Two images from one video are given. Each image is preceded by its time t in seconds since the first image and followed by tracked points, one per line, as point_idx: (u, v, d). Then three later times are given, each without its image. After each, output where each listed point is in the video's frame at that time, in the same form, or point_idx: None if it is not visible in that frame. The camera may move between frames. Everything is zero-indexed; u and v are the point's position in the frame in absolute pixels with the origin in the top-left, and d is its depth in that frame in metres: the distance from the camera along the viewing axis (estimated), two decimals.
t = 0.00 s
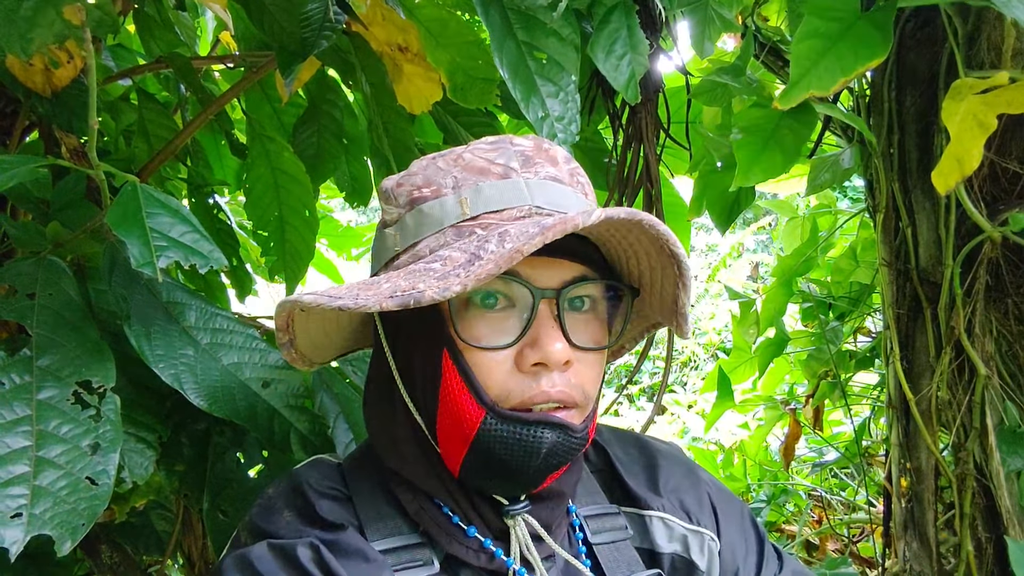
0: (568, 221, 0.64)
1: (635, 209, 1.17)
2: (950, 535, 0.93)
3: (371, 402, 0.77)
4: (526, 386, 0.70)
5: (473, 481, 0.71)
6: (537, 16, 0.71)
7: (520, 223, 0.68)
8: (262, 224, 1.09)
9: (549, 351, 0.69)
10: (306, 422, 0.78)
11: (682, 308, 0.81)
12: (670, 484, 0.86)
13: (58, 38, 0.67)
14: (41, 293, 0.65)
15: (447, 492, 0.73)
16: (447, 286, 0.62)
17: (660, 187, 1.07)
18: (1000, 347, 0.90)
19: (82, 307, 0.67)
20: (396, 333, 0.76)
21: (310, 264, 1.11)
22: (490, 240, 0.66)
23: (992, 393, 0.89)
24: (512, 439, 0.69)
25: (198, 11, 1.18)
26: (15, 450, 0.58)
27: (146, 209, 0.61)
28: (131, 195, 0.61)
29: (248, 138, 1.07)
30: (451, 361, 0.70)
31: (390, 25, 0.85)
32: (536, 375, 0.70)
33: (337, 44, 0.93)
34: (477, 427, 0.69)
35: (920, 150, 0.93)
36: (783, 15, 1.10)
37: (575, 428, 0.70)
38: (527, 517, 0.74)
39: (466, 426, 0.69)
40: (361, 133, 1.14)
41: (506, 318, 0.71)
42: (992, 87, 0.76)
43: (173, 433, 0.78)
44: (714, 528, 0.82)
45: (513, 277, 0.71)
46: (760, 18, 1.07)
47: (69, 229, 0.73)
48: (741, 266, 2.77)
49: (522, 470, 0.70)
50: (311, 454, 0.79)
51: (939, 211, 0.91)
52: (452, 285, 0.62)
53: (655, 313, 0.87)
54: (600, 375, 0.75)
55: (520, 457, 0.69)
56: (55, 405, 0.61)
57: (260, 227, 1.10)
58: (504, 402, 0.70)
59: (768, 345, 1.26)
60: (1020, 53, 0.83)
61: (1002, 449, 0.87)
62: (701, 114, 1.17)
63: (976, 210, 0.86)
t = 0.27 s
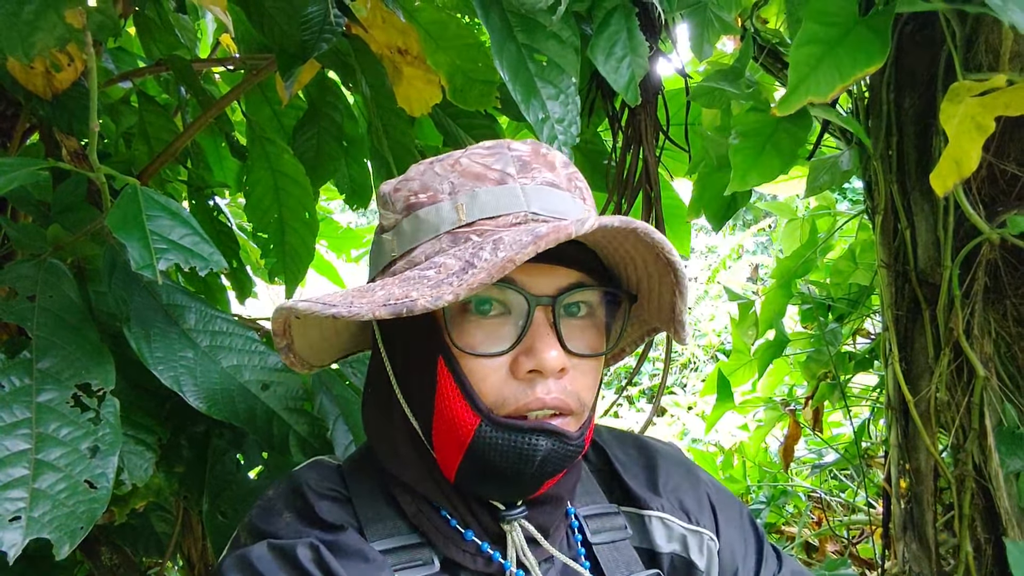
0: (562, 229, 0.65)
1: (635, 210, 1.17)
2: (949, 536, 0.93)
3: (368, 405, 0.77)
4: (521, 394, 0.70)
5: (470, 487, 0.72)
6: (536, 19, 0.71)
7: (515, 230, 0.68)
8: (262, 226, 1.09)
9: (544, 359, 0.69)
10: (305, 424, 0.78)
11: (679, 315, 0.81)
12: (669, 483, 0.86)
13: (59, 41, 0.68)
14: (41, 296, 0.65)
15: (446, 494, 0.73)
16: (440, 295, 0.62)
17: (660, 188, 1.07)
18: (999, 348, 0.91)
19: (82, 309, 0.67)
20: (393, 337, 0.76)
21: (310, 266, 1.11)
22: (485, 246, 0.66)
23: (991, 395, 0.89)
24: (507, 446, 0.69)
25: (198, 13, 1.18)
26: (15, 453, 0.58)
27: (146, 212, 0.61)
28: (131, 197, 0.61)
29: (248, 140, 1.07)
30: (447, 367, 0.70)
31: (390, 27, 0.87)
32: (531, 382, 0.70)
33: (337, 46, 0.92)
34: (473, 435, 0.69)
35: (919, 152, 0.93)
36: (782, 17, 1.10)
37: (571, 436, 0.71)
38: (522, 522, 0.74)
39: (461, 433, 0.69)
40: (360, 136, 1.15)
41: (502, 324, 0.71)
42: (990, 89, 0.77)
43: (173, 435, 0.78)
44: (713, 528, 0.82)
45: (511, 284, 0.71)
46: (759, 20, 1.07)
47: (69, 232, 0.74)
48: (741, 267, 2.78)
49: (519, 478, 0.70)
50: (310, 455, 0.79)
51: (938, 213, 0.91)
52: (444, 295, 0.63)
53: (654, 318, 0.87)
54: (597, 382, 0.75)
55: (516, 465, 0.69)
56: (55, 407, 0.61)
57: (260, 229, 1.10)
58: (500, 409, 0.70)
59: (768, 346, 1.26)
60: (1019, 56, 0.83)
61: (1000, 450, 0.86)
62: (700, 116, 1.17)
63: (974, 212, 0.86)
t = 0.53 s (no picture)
0: (560, 231, 0.65)
1: (635, 211, 1.18)
2: (950, 537, 0.93)
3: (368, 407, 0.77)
4: (521, 395, 0.70)
5: (468, 490, 0.72)
6: (536, 20, 0.71)
7: (514, 233, 0.68)
8: (262, 227, 1.09)
9: (543, 361, 0.69)
10: (306, 425, 0.78)
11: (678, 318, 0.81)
12: (670, 482, 0.86)
13: (59, 42, 0.68)
14: (41, 297, 0.65)
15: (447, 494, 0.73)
16: (437, 298, 0.63)
17: (660, 189, 1.07)
18: (999, 348, 0.91)
19: (83, 310, 0.67)
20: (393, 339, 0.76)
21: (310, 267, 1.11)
22: (483, 249, 0.66)
23: (991, 395, 0.89)
24: (505, 450, 0.69)
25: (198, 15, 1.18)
26: (15, 454, 0.58)
27: (147, 213, 0.61)
28: (132, 199, 0.61)
29: (249, 142, 1.07)
30: (446, 370, 0.70)
31: (390, 28, 0.88)
32: (530, 385, 0.70)
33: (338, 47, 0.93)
34: (471, 438, 0.69)
35: (919, 153, 0.93)
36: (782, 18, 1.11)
37: (569, 439, 0.71)
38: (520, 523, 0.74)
39: (460, 435, 0.69)
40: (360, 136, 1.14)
41: (500, 327, 0.71)
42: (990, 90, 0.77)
43: (174, 436, 0.78)
44: (714, 527, 0.82)
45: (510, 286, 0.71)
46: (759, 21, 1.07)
47: (69, 233, 0.74)
48: (741, 268, 2.78)
49: (516, 480, 0.70)
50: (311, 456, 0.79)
51: (938, 214, 0.91)
52: (442, 297, 0.63)
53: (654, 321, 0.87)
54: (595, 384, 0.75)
55: (513, 468, 0.69)
56: (56, 408, 0.61)
57: (260, 230, 1.10)
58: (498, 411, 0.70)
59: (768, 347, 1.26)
60: (1018, 56, 0.84)
61: (1000, 452, 0.88)
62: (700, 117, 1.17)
63: (974, 213, 0.86)
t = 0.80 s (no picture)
0: (564, 233, 0.65)
1: (634, 211, 1.17)
2: (950, 538, 0.92)
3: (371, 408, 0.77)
4: (521, 396, 0.70)
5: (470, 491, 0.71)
6: (536, 18, 0.71)
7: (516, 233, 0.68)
8: (261, 227, 1.09)
9: (545, 362, 0.69)
10: (305, 425, 0.77)
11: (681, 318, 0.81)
12: (670, 482, 0.85)
13: (56, 41, 0.67)
14: (38, 296, 0.65)
15: (448, 495, 0.73)
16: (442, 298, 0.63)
17: (660, 189, 1.07)
18: (1000, 349, 0.90)
19: (80, 309, 0.67)
20: (396, 340, 0.76)
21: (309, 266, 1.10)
22: (486, 249, 0.66)
23: (992, 395, 0.89)
24: (506, 451, 0.69)
25: (196, 13, 1.18)
26: (12, 454, 0.58)
27: (145, 211, 0.61)
28: (130, 197, 0.61)
29: (247, 141, 1.07)
30: (449, 371, 0.70)
31: (390, 27, 0.86)
32: (532, 386, 0.69)
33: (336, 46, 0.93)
34: (473, 439, 0.69)
35: (920, 153, 0.93)
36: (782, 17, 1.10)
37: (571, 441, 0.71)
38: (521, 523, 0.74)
39: (461, 437, 0.69)
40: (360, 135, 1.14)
41: (503, 327, 0.71)
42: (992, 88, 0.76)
43: (172, 436, 0.78)
44: (716, 527, 0.82)
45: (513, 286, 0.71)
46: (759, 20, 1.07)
47: (66, 232, 0.73)
48: (741, 268, 2.77)
49: (514, 480, 0.70)
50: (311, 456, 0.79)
51: (939, 214, 0.91)
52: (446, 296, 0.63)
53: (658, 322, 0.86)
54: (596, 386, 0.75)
55: (512, 469, 0.69)
56: (52, 408, 0.61)
57: (260, 229, 1.10)
58: (498, 410, 0.70)
59: (769, 347, 1.25)
60: (1019, 56, 0.83)
61: (1001, 451, 0.87)
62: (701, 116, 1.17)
63: (975, 212, 0.86)
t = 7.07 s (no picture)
0: (521, 328, 0.64)
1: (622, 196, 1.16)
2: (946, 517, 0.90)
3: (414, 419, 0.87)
4: (504, 456, 0.74)
5: (486, 515, 0.76)
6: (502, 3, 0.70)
7: (491, 299, 0.69)
8: (244, 223, 1.09)
9: (522, 443, 0.73)
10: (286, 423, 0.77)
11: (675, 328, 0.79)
12: (698, 482, 0.93)
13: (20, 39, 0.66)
14: (9, 299, 0.64)
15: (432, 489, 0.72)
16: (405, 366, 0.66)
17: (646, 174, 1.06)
18: (992, 326, 0.89)
19: (53, 312, 0.66)
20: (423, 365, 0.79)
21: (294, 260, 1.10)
22: (459, 313, 0.69)
23: (984, 372, 0.86)
24: (509, 487, 0.75)
25: (174, 7, 1.17)
26: None
27: (110, 211, 0.60)
28: (93, 196, 0.60)
29: (229, 137, 1.05)
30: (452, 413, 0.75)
31: (369, 18, 0.85)
32: (519, 431, 0.72)
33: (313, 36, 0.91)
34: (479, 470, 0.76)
35: (907, 130, 0.92)
36: None
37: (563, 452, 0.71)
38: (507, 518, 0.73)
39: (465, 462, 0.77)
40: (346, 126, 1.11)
41: (489, 377, 0.74)
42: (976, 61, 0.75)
43: (154, 437, 0.77)
44: (741, 530, 0.90)
45: (499, 348, 0.72)
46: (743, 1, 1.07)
47: (40, 233, 0.73)
48: (739, 249, 2.76)
49: (507, 525, 0.76)
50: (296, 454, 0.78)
51: (928, 190, 0.90)
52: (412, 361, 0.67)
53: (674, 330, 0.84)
54: (593, 428, 0.75)
55: (504, 518, 0.76)
56: (24, 413, 0.60)
57: (243, 226, 1.09)
58: (488, 460, 0.76)
59: (762, 330, 1.24)
60: (1005, 28, 0.81)
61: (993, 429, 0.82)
62: (687, 98, 1.15)
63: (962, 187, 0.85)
